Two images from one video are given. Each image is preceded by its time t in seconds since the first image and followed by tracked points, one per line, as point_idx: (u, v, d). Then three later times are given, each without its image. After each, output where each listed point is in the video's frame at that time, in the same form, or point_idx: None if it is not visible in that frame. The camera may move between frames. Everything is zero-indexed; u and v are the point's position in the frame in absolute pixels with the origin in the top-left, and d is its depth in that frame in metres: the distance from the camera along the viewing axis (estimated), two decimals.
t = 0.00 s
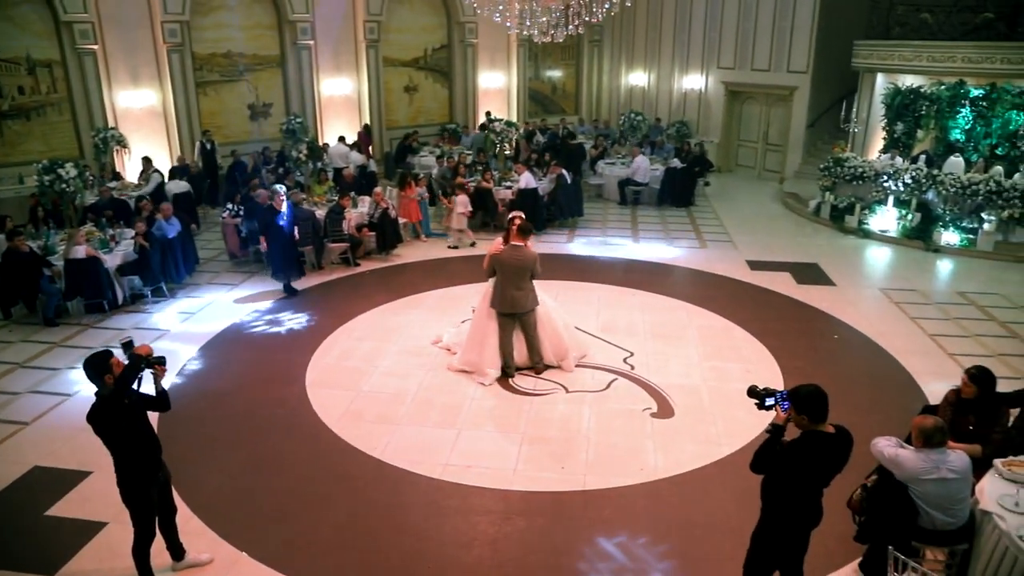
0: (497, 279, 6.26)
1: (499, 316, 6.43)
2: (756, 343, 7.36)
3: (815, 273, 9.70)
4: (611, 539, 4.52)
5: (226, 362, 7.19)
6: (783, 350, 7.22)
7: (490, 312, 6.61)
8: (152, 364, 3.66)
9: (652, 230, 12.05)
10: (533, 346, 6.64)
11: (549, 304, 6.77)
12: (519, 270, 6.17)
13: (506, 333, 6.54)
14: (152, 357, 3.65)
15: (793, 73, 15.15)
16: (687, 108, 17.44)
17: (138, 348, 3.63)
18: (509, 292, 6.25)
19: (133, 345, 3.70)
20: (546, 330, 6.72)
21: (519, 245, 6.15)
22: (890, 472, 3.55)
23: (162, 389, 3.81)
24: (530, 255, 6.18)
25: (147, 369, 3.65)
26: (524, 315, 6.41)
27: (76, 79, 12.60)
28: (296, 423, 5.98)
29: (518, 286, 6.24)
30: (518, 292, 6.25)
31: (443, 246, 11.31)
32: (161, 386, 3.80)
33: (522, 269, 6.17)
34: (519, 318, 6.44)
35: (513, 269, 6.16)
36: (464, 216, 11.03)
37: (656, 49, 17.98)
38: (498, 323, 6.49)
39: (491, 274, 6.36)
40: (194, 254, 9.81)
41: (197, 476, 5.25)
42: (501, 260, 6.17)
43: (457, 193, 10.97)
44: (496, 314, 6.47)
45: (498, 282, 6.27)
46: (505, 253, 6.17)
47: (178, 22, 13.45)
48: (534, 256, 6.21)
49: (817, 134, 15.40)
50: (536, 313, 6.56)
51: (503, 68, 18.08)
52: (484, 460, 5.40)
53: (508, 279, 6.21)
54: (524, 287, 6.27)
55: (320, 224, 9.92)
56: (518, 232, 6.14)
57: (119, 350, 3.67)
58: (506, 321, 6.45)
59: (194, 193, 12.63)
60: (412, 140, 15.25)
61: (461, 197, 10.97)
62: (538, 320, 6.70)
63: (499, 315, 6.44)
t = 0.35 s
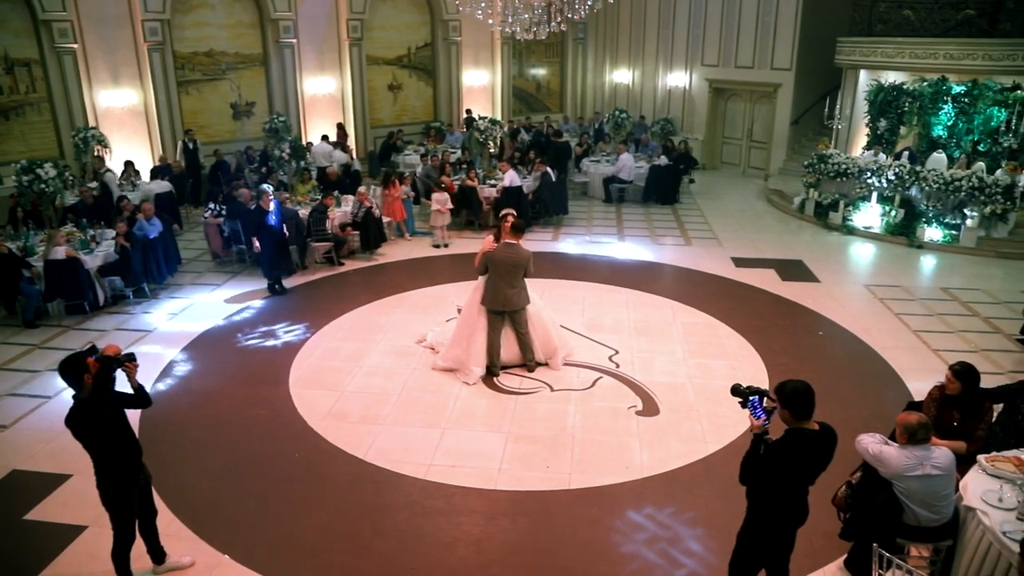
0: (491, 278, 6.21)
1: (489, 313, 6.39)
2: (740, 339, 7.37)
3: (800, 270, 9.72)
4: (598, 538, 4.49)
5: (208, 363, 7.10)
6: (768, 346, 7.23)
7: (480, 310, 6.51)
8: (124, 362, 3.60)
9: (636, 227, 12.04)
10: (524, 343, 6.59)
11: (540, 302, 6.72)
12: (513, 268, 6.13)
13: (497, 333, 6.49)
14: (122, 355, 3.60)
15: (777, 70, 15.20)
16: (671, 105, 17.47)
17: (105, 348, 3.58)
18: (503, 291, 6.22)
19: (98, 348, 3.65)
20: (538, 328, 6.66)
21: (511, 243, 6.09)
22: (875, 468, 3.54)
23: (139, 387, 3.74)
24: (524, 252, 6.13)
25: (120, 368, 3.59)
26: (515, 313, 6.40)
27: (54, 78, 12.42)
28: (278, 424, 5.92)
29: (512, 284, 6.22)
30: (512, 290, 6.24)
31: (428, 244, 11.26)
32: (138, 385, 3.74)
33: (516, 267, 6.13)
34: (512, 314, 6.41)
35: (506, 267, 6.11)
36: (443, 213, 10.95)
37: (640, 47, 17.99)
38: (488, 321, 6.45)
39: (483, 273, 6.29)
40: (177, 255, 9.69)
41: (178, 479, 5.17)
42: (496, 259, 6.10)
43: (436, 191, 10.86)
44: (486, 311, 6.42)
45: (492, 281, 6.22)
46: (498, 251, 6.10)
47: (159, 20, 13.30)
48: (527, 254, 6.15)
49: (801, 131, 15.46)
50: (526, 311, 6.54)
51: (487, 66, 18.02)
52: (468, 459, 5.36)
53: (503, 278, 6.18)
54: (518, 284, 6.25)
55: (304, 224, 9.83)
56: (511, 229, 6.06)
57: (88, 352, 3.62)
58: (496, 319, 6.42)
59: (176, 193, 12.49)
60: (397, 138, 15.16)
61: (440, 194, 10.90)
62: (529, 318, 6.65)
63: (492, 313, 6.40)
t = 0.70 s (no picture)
0: (501, 275, 6.11)
1: (498, 308, 6.30)
2: (736, 336, 7.31)
3: (796, 266, 9.66)
4: (590, 537, 4.43)
5: (198, 361, 7.02)
6: (763, 343, 7.17)
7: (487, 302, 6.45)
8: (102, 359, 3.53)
9: (631, 224, 11.96)
10: (525, 338, 6.54)
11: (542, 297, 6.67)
12: (523, 262, 6.05)
13: (502, 328, 6.44)
14: (100, 352, 3.51)
15: (773, 66, 15.13)
16: (667, 102, 17.40)
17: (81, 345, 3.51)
18: (513, 286, 6.14)
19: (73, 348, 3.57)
20: (540, 323, 6.65)
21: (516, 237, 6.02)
22: (870, 466, 3.47)
23: (119, 385, 3.67)
24: (530, 246, 6.06)
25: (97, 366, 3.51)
26: (522, 308, 6.34)
27: (45, 76, 12.30)
28: (266, 423, 5.84)
29: (523, 278, 6.14)
30: (522, 284, 6.16)
31: (421, 242, 11.19)
32: (117, 382, 3.67)
33: (525, 261, 6.06)
34: (519, 309, 6.34)
35: (515, 262, 6.03)
36: (436, 210, 10.88)
37: (636, 43, 17.91)
38: (495, 314, 6.35)
39: (490, 271, 6.19)
40: (168, 253, 9.60)
41: (164, 479, 5.09)
42: (505, 255, 6.01)
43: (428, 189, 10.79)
44: (494, 305, 6.33)
45: (502, 279, 6.13)
46: (505, 247, 6.02)
47: (150, 17, 13.20)
48: (535, 246, 6.11)
49: (797, 127, 15.39)
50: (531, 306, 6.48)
51: (482, 63, 17.93)
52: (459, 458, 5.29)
53: (513, 274, 6.09)
54: (528, 278, 6.18)
55: (296, 222, 9.76)
56: (516, 222, 6.01)
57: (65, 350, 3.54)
58: (504, 313, 6.33)
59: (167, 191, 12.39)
60: (391, 135, 15.07)
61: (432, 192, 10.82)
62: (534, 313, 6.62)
63: (501, 310, 6.31)
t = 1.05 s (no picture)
0: (496, 273, 5.99)
1: (494, 305, 6.14)
2: (730, 333, 7.22)
3: (791, 262, 9.57)
4: (577, 537, 4.34)
5: (184, 360, 6.91)
6: (758, 339, 7.08)
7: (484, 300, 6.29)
8: (72, 358, 3.43)
9: (626, 221, 11.85)
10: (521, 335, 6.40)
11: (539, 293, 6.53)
12: (517, 258, 5.94)
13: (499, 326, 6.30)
14: (70, 351, 3.43)
15: (769, 61, 15.03)
16: (662, 98, 17.30)
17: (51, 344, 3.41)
18: (510, 282, 6.01)
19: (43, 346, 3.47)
20: (536, 319, 6.53)
21: (508, 234, 5.90)
22: (865, 465, 3.38)
23: (91, 384, 3.57)
24: (523, 240, 5.95)
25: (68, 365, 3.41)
26: (518, 305, 6.21)
27: (33, 72, 12.15)
28: (251, 423, 5.74)
29: (519, 274, 6.03)
30: (518, 280, 6.03)
31: (413, 239, 11.09)
32: (90, 382, 3.57)
33: (518, 257, 5.95)
34: (516, 306, 6.20)
35: (509, 258, 5.91)
36: (429, 208, 10.77)
37: (631, 39, 17.80)
38: (492, 312, 6.19)
39: (484, 271, 6.07)
40: (156, 251, 9.46)
41: (145, 481, 4.98)
42: (498, 253, 5.90)
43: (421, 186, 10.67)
44: (490, 303, 6.17)
45: (498, 278, 6.01)
46: (497, 245, 5.90)
47: (140, 13, 13.07)
48: (528, 240, 5.98)
49: (793, 123, 15.29)
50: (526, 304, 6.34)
51: (476, 59, 17.80)
52: (448, 458, 5.19)
53: (508, 271, 5.98)
54: (523, 273, 6.07)
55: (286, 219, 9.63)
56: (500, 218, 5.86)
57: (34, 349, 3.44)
58: (501, 310, 6.18)
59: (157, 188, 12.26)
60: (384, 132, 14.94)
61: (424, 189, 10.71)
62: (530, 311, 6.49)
63: (498, 309, 6.17)
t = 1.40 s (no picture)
0: (479, 273, 5.89)
1: (478, 306, 6.06)
2: (726, 332, 7.10)
3: (789, 261, 9.46)
4: (568, 542, 4.23)
5: (171, 360, 6.80)
6: (755, 339, 6.96)
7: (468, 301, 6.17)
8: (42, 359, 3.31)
9: (624, 219, 11.73)
10: (509, 334, 6.32)
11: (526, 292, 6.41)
12: (499, 257, 5.84)
13: (485, 327, 6.21)
14: (40, 353, 3.29)
15: (767, 58, 14.91)
16: (660, 95, 17.18)
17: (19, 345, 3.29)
18: (495, 282, 5.93)
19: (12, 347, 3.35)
20: (524, 317, 6.42)
21: (489, 233, 5.78)
22: (863, 469, 3.26)
23: (63, 387, 3.45)
24: (504, 238, 5.84)
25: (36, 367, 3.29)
26: (503, 304, 6.13)
27: (24, 69, 12.02)
28: (237, 425, 5.62)
29: (502, 272, 5.93)
30: (501, 278, 5.94)
31: (407, 237, 10.98)
32: (61, 384, 3.44)
33: (501, 255, 5.84)
34: (501, 306, 6.13)
35: (490, 257, 5.80)
36: (423, 205, 10.65)
37: (628, 36, 17.68)
38: (474, 313, 6.11)
39: (466, 271, 5.96)
40: (146, 250, 9.34)
41: (126, 484, 4.87)
42: (480, 253, 5.78)
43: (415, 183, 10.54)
44: (473, 304, 6.09)
45: (481, 277, 5.90)
46: (479, 245, 5.78)
47: (132, 10, 12.94)
48: (507, 236, 5.90)
49: (792, 120, 15.16)
50: (513, 301, 6.25)
51: (473, 57, 17.67)
52: (437, 460, 5.07)
53: (491, 270, 5.87)
54: (507, 271, 5.98)
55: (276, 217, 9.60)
56: (482, 217, 5.72)
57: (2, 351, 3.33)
58: (484, 310, 6.10)
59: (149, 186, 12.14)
60: (380, 128, 14.81)
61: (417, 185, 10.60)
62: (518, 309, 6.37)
63: (481, 308, 6.09)
